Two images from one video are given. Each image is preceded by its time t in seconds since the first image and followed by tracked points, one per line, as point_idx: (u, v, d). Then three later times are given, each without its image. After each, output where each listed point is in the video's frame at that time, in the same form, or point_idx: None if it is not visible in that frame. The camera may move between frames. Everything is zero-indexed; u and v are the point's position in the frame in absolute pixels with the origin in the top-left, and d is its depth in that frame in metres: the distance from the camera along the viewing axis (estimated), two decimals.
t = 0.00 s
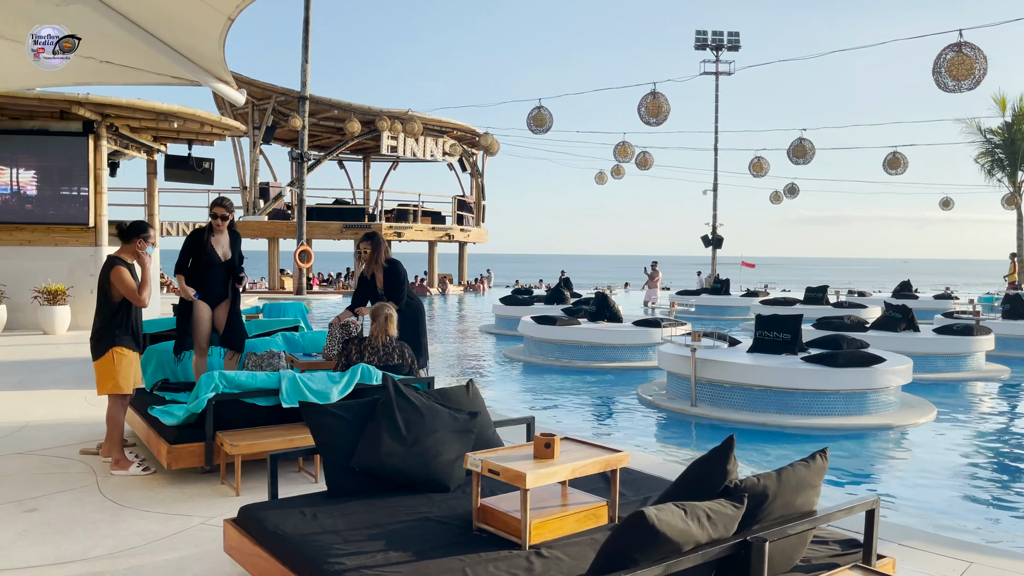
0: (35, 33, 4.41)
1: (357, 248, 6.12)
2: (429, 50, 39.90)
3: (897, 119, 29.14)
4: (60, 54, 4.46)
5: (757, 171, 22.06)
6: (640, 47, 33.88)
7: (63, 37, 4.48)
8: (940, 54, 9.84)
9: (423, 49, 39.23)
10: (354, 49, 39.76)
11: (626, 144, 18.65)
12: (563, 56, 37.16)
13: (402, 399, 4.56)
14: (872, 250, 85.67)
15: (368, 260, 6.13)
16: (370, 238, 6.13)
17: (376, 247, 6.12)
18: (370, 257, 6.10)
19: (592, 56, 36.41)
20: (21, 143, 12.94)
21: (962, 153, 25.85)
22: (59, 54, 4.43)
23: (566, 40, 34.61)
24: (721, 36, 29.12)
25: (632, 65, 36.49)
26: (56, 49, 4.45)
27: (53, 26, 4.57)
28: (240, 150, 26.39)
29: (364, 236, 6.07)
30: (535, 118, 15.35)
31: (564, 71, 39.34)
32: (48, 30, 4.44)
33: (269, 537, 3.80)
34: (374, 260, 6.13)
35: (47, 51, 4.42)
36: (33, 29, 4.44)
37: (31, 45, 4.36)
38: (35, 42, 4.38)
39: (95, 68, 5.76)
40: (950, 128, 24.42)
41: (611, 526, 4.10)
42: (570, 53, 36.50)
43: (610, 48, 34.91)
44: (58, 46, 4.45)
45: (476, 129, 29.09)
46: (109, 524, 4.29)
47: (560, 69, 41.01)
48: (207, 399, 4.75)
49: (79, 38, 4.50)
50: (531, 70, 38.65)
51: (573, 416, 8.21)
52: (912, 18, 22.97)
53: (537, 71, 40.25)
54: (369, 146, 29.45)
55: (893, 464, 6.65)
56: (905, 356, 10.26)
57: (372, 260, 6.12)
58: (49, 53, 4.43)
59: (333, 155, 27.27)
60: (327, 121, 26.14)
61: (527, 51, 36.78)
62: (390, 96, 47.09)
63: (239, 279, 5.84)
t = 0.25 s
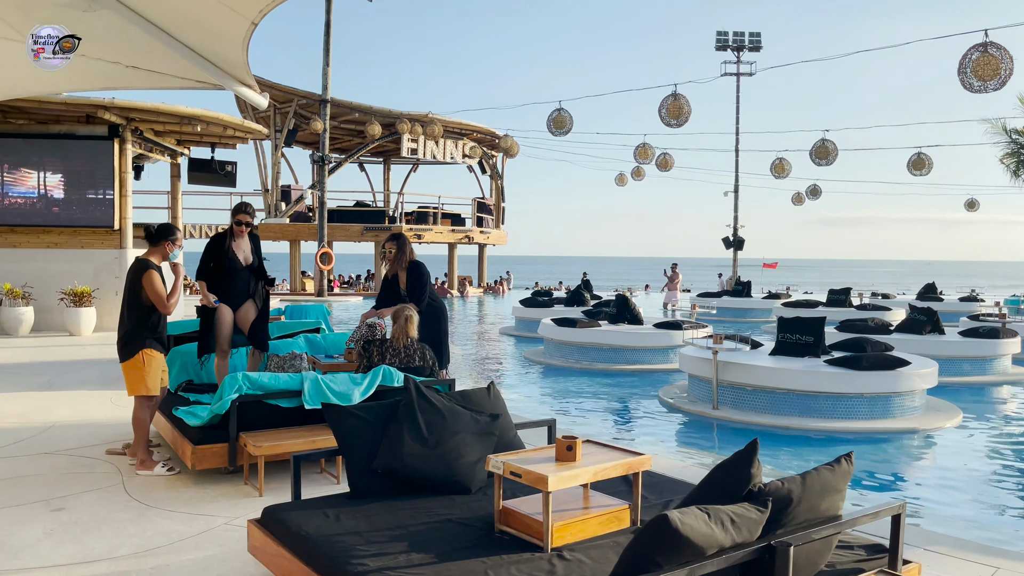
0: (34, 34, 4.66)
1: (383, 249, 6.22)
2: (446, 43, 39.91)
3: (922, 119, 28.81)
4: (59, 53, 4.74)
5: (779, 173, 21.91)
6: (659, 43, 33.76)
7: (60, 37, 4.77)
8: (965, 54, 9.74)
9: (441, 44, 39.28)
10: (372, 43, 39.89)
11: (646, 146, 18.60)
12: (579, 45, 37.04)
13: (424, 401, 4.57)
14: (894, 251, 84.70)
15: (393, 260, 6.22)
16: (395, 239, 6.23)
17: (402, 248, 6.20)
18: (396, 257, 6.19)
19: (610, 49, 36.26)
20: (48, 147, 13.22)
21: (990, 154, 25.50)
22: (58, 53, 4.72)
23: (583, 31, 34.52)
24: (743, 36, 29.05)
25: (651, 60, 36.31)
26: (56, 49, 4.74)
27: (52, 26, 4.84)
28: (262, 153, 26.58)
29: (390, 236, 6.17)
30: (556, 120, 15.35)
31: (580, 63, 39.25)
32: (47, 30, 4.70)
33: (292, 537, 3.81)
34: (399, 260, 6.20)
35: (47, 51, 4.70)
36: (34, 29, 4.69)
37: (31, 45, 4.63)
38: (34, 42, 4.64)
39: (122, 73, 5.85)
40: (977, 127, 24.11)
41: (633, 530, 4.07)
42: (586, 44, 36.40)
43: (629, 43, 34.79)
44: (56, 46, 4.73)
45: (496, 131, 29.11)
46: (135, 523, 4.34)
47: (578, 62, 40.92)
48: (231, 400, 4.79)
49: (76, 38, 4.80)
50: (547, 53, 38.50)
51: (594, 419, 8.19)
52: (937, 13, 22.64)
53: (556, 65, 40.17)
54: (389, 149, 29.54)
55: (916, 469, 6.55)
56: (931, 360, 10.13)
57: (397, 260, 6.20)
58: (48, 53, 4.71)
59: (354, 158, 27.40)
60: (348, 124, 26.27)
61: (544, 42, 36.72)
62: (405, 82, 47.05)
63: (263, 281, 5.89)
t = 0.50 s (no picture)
0: (34, 33, 4.36)
1: (405, 250, 6.25)
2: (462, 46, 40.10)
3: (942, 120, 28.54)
4: (59, 54, 4.45)
5: (797, 174, 21.80)
6: (675, 43, 33.75)
7: (63, 36, 4.45)
8: (986, 55, 9.64)
9: (456, 45, 39.45)
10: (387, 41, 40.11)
11: (663, 148, 18.55)
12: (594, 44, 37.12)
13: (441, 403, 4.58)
14: (913, 253, 83.93)
15: (414, 261, 6.24)
16: (418, 240, 6.25)
17: (423, 249, 6.22)
18: (417, 257, 6.21)
19: (625, 48, 36.29)
20: (71, 150, 13.36)
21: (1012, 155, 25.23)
22: (59, 54, 4.43)
23: (599, 29, 34.57)
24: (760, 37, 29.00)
25: (666, 60, 36.29)
26: (56, 50, 4.44)
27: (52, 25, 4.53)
28: (280, 155, 26.73)
29: (412, 237, 6.19)
30: (572, 122, 15.34)
31: (596, 63, 39.31)
32: (48, 29, 4.39)
33: (312, 539, 3.83)
34: (421, 261, 6.23)
35: (47, 51, 4.42)
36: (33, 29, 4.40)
37: (31, 45, 4.35)
38: (35, 42, 4.36)
39: (139, 77, 5.90)
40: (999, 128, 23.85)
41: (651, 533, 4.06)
42: (602, 44, 36.44)
43: (645, 44, 34.82)
44: (58, 46, 4.43)
45: (513, 133, 29.14)
46: (156, 523, 4.37)
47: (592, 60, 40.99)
48: (250, 401, 4.83)
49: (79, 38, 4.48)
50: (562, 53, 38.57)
51: (611, 421, 8.19)
52: (934, 13, 22.78)
53: (571, 63, 40.23)
54: (406, 151, 29.64)
55: (934, 474, 6.48)
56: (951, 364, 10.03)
57: (418, 261, 6.22)
58: (50, 53, 4.43)
59: (371, 161, 27.53)
60: (365, 127, 26.38)
61: (559, 40, 36.78)
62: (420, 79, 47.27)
63: (282, 283, 5.94)
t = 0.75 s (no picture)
0: (35, 33, 4.51)
1: (431, 252, 6.22)
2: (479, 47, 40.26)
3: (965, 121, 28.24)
4: (59, 54, 4.55)
5: (817, 176, 21.66)
6: (693, 45, 33.67)
7: (63, 37, 4.59)
8: (1009, 55, 9.52)
9: (474, 46, 39.58)
10: (404, 40, 40.30)
11: (682, 150, 18.47)
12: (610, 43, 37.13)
13: (461, 406, 4.59)
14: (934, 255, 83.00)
15: (440, 264, 6.23)
16: (445, 242, 6.21)
17: (450, 252, 6.21)
18: (443, 260, 6.19)
19: (643, 50, 36.25)
20: (93, 155, 13.46)
21: None
22: (58, 53, 4.54)
23: (616, 30, 34.57)
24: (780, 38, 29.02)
25: (684, 61, 36.19)
26: (56, 49, 4.55)
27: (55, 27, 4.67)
28: (299, 159, 26.89)
29: (440, 239, 6.15)
30: (591, 125, 15.33)
31: (613, 65, 39.28)
32: (48, 30, 4.53)
33: (333, 541, 3.84)
34: (446, 264, 6.22)
35: (47, 51, 4.54)
36: (35, 30, 4.54)
37: (31, 45, 4.47)
38: (35, 42, 4.49)
39: (163, 82, 5.97)
40: None
41: (672, 537, 4.03)
42: (618, 45, 36.43)
43: (662, 45, 34.75)
44: (58, 46, 4.56)
45: (531, 136, 29.15)
46: (179, 523, 4.41)
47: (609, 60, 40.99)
48: (271, 404, 4.86)
49: (78, 38, 4.59)
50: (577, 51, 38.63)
51: (630, 425, 8.16)
52: (945, 13, 22.74)
53: (588, 63, 40.24)
54: (425, 155, 29.76)
55: (957, 480, 6.38)
56: (975, 367, 9.90)
57: (444, 264, 6.22)
58: (49, 53, 4.55)
59: (390, 164, 27.65)
60: (383, 131, 26.51)
61: (576, 36, 36.81)
62: (435, 82, 47.46)
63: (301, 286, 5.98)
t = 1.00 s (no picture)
0: (34, 34, 4.45)
1: (460, 254, 6.29)
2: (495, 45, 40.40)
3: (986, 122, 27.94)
4: (59, 53, 4.48)
5: (836, 178, 21.53)
6: (709, 46, 33.61)
7: (64, 37, 4.52)
8: None
9: (490, 48, 39.72)
10: (420, 43, 40.54)
11: (700, 152, 18.41)
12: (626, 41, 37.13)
13: (479, 409, 4.60)
14: (955, 257, 82.08)
15: (467, 267, 6.29)
16: (473, 246, 6.29)
17: (478, 255, 6.27)
18: (470, 263, 6.25)
19: (659, 52, 36.22)
20: (115, 159, 13.61)
21: None
22: (58, 53, 4.47)
23: (632, 31, 34.62)
24: (797, 40, 29.70)
25: (701, 63, 36.12)
26: (56, 49, 4.48)
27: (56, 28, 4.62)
28: (318, 163, 27.06)
29: (468, 242, 6.22)
30: (607, 128, 15.31)
31: (629, 67, 39.28)
32: (48, 30, 4.47)
33: (352, 542, 3.85)
34: (473, 267, 6.27)
35: (47, 52, 4.48)
36: (34, 30, 4.49)
37: (30, 46, 4.43)
38: (34, 42, 4.44)
39: (185, 87, 6.02)
40: None
41: (691, 541, 4.00)
42: (634, 45, 36.43)
43: (678, 46, 34.75)
44: (58, 46, 4.49)
45: (548, 139, 29.16)
46: (200, 525, 4.44)
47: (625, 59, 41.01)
48: (290, 406, 4.88)
49: (79, 37, 4.52)
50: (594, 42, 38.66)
51: (649, 429, 8.14)
52: (967, 14, 22.52)
53: (603, 65, 40.24)
54: (442, 158, 29.86)
55: (979, 486, 6.30)
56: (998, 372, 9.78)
57: (471, 267, 6.27)
58: (50, 53, 4.49)
59: (407, 167, 27.76)
60: (401, 134, 26.63)
61: (591, 38, 36.85)
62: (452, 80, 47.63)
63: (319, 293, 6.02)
